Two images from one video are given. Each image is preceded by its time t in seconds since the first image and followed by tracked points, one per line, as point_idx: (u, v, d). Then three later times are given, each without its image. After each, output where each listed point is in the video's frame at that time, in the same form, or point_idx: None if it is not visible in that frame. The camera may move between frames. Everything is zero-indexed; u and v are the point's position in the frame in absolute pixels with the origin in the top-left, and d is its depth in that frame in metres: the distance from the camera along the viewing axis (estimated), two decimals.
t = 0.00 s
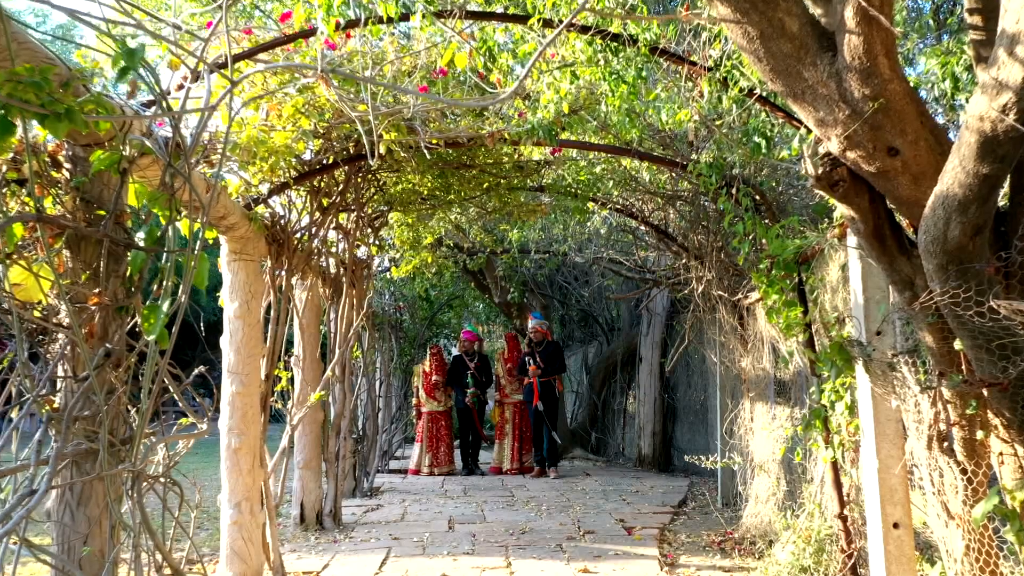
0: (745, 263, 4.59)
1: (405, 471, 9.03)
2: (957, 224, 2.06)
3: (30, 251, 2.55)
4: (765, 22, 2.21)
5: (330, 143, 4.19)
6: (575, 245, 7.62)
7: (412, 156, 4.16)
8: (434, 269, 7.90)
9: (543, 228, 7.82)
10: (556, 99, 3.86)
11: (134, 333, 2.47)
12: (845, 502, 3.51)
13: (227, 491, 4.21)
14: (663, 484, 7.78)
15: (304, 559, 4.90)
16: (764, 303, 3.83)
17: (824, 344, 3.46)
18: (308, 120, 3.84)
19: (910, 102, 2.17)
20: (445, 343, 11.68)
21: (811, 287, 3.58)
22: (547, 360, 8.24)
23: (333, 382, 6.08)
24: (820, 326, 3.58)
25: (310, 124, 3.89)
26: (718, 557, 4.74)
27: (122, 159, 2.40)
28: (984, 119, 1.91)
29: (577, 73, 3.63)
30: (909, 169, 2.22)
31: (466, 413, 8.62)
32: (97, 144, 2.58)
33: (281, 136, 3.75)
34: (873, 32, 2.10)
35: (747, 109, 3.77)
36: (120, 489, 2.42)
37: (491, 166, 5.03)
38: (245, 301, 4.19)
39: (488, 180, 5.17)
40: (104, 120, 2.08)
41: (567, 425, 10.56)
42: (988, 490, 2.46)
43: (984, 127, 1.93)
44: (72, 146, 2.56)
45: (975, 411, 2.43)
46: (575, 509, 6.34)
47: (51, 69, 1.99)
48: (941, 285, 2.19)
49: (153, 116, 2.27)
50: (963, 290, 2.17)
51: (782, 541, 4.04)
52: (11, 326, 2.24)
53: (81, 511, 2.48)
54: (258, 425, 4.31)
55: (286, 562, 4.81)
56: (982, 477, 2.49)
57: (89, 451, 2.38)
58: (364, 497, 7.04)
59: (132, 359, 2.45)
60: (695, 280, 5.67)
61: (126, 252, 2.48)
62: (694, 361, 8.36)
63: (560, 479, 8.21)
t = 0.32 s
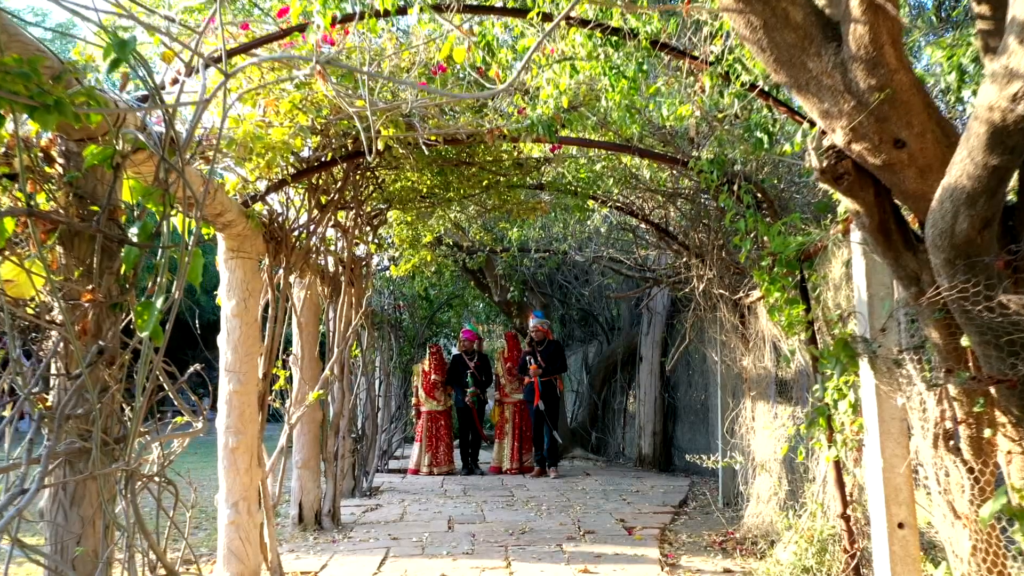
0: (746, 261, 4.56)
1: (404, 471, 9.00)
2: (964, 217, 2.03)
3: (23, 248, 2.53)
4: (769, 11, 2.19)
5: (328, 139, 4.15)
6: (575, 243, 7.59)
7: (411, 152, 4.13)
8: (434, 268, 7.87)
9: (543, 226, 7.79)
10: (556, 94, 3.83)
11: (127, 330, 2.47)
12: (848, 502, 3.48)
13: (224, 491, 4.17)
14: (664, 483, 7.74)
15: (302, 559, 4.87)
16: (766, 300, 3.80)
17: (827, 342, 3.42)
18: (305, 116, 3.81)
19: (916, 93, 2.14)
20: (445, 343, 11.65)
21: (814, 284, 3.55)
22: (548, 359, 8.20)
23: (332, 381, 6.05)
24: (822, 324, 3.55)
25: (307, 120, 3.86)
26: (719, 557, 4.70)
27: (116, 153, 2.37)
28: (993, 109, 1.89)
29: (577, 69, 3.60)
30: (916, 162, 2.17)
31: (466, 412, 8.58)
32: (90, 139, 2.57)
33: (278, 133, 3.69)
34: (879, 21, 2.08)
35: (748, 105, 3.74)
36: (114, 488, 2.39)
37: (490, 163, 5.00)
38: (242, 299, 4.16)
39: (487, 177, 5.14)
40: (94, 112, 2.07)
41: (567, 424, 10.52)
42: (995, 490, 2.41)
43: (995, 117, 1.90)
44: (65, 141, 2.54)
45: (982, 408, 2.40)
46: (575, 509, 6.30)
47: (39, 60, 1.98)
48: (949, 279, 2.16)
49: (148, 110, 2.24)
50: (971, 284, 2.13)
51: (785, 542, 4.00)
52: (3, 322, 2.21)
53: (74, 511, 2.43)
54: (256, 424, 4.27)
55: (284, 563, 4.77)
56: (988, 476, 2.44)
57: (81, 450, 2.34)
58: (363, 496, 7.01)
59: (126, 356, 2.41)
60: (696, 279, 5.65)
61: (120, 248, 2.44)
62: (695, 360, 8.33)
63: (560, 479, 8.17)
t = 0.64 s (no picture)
0: (750, 259, 4.52)
1: (404, 470, 8.95)
2: (982, 209, 1.98)
3: (15, 243, 2.48)
4: None
5: (328, 135, 4.11)
6: (577, 242, 7.54)
7: (411, 149, 4.08)
8: (434, 267, 7.82)
9: (544, 224, 7.74)
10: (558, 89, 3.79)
11: (122, 327, 2.41)
12: (854, 502, 3.43)
13: (223, 491, 4.13)
14: (665, 483, 7.70)
15: (300, 561, 4.81)
16: (771, 298, 3.75)
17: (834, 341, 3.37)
18: (304, 111, 3.78)
19: (930, 81, 2.05)
20: (445, 342, 11.63)
21: (819, 281, 3.50)
22: (551, 359, 8.13)
23: (331, 380, 6.00)
24: (828, 322, 3.50)
25: (307, 116, 3.83)
26: (723, 558, 4.66)
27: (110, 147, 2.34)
28: (1014, 96, 1.85)
29: (581, 63, 3.56)
30: (930, 153, 2.10)
31: (467, 412, 8.53)
32: (85, 133, 2.51)
33: (277, 128, 3.68)
34: (893, 7, 1.97)
35: (752, 99, 3.69)
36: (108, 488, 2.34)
37: (491, 160, 4.95)
38: (241, 297, 4.12)
39: (488, 174, 5.10)
40: (86, 103, 2.05)
41: (568, 424, 10.47)
42: (1009, 492, 2.30)
43: (1014, 105, 1.87)
44: (59, 135, 2.49)
45: (997, 407, 2.26)
46: (576, 509, 6.26)
47: (30, 48, 1.96)
48: (966, 274, 2.09)
49: (142, 102, 2.20)
50: (989, 278, 2.07)
51: (790, 542, 3.96)
52: None
53: (69, 511, 2.37)
54: (255, 423, 4.22)
55: (283, 563, 4.73)
56: (1002, 476, 2.33)
57: (75, 449, 2.29)
58: (363, 496, 6.98)
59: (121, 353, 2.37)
60: (699, 277, 5.61)
61: (115, 244, 2.40)
62: (697, 359, 8.28)
63: (562, 479, 8.13)
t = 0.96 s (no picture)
0: (756, 257, 4.44)
1: (404, 471, 8.89)
2: (1012, 199, 1.86)
3: (8, 239, 2.43)
4: None
5: (328, 131, 4.05)
6: (579, 240, 7.47)
7: (413, 145, 4.02)
8: (435, 265, 7.76)
9: (546, 223, 7.67)
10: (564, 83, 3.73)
11: (118, 325, 2.35)
12: (865, 504, 3.37)
13: (222, 492, 4.06)
14: (669, 484, 7.64)
15: (298, 563, 4.73)
16: (779, 296, 3.69)
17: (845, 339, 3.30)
18: (304, 105, 3.68)
19: (956, 65, 1.91)
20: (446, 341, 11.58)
21: (829, 278, 3.45)
22: (554, 358, 8.07)
23: (332, 380, 5.94)
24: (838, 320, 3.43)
25: (307, 111, 3.76)
26: (730, 560, 4.60)
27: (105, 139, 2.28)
28: None
29: (587, 56, 3.49)
30: (956, 141, 1.96)
31: (468, 412, 8.46)
32: (80, 125, 2.46)
33: (277, 122, 3.58)
34: None
35: (761, 93, 3.62)
36: (103, 489, 2.28)
37: (494, 157, 4.89)
38: (240, 295, 4.06)
39: (490, 171, 5.04)
40: (79, 91, 1.98)
41: (570, 424, 10.41)
42: None
43: None
44: (54, 128, 2.43)
45: None
46: (580, 510, 6.19)
47: (20, 34, 1.89)
48: (994, 266, 1.97)
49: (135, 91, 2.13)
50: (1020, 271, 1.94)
51: (798, 544, 3.89)
52: None
53: (62, 513, 2.30)
54: (254, 423, 4.16)
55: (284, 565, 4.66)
56: None
57: (70, 450, 2.23)
58: (364, 497, 6.92)
59: (116, 352, 2.30)
60: (703, 275, 5.57)
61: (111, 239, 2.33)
62: (700, 359, 8.22)
63: (564, 479, 8.08)
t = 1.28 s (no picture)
0: (766, 255, 4.37)
1: (405, 471, 8.82)
2: None
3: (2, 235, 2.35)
4: None
5: (330, 126, 3.98)
6: (582, 239, 7.39)
7: (417, 141, 3.94)
8: (437, 264, 7.68)
9: (549, 222, 7.60)
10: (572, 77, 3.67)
11: (114, 324, 2.28)
12: (878, 507, 3.31)
13: (222, 494, 4.00)
14: (673, 484, 7.57)
15: (299, 566, 4.66)
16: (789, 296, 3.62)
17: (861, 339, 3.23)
18: (306, 99, 3.64)
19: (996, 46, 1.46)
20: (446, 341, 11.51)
21: (842, 277, 3.37)
22: (557, 358, 8.01)
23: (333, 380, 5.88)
24: (851, 318, 3.35)
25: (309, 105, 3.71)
26: (739, 563, 4.53)
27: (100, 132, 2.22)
28: None
29: (595, 49, 3.41)
30: (993, 129, 1.50)
31: (470, 412, 8.39)
32: (75, 118, 2.38)
33: (278, 116, 3.54)
34: None
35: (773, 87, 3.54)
36: (100, 493, 2.21)
37: (497, 154, 4.82)
38: (241, 293, 3.99)
39: (493, 168, 4.98)
40: (72, 79, 1.94)
41: (572, 424, 10.35)
42: None
43: None
44: (48, 120, 2.36)
45: None
46: (583, 512, 6.12)
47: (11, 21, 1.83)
48: None
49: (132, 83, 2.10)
50: None
51: (808, 547, 3.82)
52: None
53: (58, 518, 2.22)
54: (255, 424, 4.09)
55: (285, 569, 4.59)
56: None
57: (64, 452, 2.16)
58: (364, 498, 6.86)
59: (112, 351, 2.23)
60: (709, 274, 5.52)
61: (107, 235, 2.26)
62: (704, 359, 8.15)
63: (567, 480, 8.02)
